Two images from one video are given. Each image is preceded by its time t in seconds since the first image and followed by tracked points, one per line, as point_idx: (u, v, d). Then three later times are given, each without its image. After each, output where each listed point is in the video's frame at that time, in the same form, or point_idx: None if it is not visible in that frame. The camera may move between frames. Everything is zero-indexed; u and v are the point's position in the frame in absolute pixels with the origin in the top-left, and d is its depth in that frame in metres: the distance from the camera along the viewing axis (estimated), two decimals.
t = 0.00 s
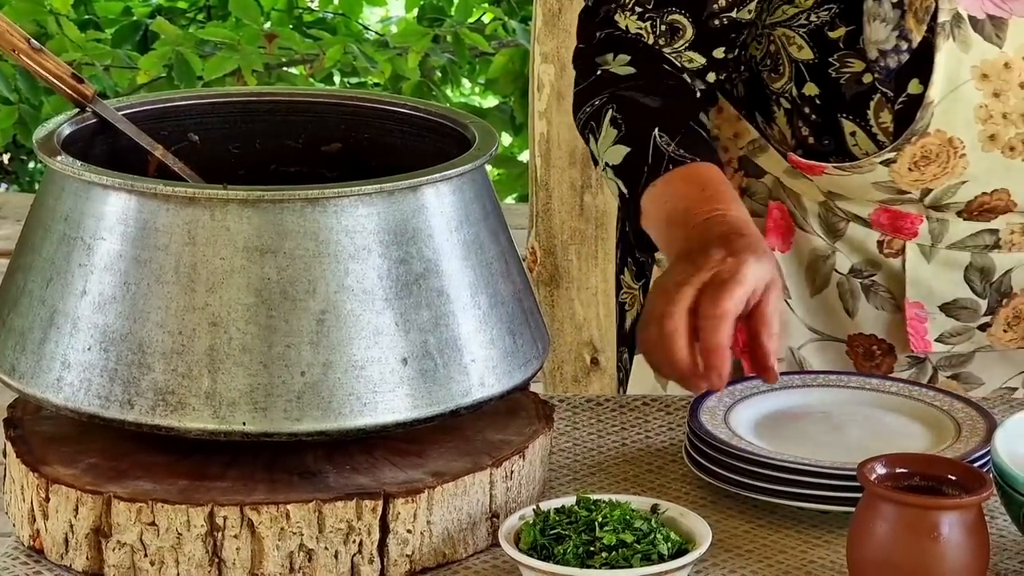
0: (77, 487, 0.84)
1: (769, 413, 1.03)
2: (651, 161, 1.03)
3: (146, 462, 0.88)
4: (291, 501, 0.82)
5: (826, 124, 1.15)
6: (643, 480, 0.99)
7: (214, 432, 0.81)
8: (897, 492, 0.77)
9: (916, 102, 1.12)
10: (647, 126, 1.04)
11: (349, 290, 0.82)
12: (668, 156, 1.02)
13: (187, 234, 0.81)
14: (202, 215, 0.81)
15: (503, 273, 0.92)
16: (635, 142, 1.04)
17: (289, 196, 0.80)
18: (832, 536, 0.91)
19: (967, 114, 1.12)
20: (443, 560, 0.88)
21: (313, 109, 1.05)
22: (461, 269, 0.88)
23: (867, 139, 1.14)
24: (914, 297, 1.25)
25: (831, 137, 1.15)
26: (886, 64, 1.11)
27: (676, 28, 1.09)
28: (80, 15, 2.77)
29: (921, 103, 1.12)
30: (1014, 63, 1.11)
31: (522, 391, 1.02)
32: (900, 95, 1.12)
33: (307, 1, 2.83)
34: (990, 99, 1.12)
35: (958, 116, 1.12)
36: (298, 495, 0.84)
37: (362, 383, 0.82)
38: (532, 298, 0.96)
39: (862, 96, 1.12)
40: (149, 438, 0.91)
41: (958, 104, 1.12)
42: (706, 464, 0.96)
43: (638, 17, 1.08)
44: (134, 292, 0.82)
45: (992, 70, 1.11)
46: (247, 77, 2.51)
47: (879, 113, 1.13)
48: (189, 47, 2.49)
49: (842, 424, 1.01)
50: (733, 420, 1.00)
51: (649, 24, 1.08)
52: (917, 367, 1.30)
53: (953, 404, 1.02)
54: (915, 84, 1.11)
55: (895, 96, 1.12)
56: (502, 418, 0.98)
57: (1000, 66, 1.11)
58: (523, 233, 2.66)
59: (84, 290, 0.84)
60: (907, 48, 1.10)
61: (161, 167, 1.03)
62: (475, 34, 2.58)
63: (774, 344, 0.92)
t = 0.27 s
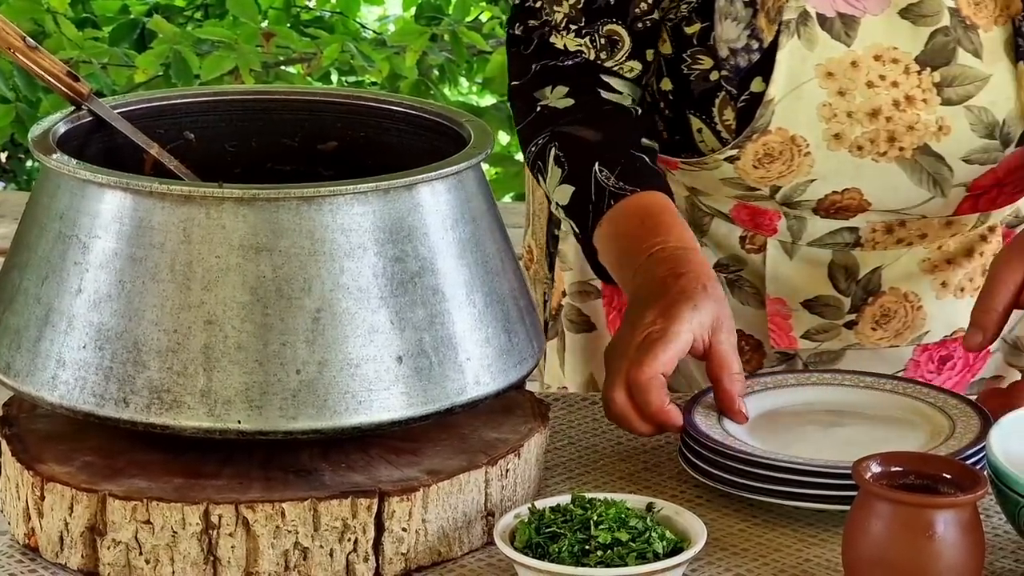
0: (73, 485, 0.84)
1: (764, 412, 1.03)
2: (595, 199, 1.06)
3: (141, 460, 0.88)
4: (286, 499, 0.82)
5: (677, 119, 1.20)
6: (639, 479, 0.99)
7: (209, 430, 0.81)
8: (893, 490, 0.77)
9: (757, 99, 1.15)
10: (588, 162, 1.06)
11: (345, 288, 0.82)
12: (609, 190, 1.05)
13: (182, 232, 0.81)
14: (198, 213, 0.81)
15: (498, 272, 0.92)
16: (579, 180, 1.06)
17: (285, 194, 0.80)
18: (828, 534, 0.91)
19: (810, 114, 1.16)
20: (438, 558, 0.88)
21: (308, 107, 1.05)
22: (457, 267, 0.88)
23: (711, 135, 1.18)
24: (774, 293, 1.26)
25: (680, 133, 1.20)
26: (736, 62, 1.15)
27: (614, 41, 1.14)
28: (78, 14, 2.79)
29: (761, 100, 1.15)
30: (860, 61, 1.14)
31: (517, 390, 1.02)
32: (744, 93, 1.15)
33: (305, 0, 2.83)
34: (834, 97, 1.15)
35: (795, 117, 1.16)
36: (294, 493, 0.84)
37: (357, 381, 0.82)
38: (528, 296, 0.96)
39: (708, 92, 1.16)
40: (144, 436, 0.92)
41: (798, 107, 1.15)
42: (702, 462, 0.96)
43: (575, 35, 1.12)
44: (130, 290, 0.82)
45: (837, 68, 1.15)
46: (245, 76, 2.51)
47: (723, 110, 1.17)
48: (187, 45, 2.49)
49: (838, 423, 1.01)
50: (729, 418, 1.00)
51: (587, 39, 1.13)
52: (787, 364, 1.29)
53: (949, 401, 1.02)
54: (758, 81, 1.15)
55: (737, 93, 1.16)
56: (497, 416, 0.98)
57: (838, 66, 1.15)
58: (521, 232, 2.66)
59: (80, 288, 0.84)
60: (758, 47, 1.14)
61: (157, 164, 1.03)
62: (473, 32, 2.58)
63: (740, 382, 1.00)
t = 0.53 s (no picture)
0: (68, 482, 0.84)
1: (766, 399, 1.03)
2: (534, 201, 1.14)
3: (136, 458, 0.88)
4: (282, 496, 0.82)
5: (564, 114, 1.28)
6: (635, 477, 0.99)
7: (205, 427, 0.81)
8: (888, 488, 0.77)
9: (639, 92, 1.24)
10: (522, 165, 1.15)
11: (341, 286, 0.82)
12: (546, 190, 1.13)
13: (177, 229, 0.81)
14: (194, 211, 0.81)
15: (495, 270, 0.92)
16: (516, 185, 1.15)
17: (280, 192, 0.80)
18: (824, 532, 0.92)
19: (694, 102, 1.24)
20: (434, 556, 0.88)
21: (304, 105, 1.05)
22: (453, 265, 0.88)
23: (596, 129, 1.27)
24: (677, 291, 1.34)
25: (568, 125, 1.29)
26: (616, 53, 1.23)
27: (523, 40, 1.21)
28: (76, 12, 2.78)
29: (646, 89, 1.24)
30: (741, 50, 1.23)
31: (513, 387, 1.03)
32: (626, 85, 1.24)
33: None
34: (718, 87, 1.24)
35: (681, 103, 1.24)
36: (290, 491, 0.84)
37: (353, 379, 0.82)
38: (524, 294, 0.96)
39: (591, 84, 1.25)
40: (140, 433, 0.92)
41: (684, 92, 1.24)
42: (698, 459, 0.96)
43: (484, 38, 1.19)
44: (125, 287, 0.82)
45: (718, 57, 1.23)
46: (243, 74, 2.50)
47: (605, 103, 1.25)
48: (184, 43, 2.49)
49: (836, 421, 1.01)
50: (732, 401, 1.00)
51: (497, 41, 1.20)
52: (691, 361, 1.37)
53: (948, 401, 1.02)
54: (639, 75, 1.24)
55: (619, 86, 1.25)
56: (493, 414, 0.99)
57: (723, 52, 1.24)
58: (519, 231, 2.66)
59: (75, 285, 0.84)
60: (638, 37, 1.23)
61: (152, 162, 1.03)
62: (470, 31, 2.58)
63: (723, 364, 1.00)
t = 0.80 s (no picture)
0: (67, 482, 0.84)
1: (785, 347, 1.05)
2: (530, 184, 1.16)
3: (135, 456, 0.88)
4: (281, 495, 0.82)
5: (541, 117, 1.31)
6: (633, 475, 0.99)
7: (204, 427, 0.81)
8: (886, 487, 0.77)
9: (620, 97, 1.27)
10: (511, 150, 1.17)
11: (339, 284, 0.82)
12: (540, 173, 1.15)
13: (176, 228, 0.81)
14: (193, 210, 0.81)
15: (494, 269, 0.92)
16: (506, 172, 1.17)
17: (278, 191, 0.80)
18: (822, 531, 0.92)
19: (677, 108, 1.28)
20: (432, 555, 0.88)
21: (303, 104, 1.05)
22: (452, 264, 0.88)
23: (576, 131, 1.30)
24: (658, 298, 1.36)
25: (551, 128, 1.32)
26: (590, 57, 1.26)
27: (497, 45, 1.24)
28: (74, 10, 2.77)
29: (625, 95, 1.27)
30: (723, 57, 1.26)
31: (512, 386, 1.03)
32: (606, 90, 1.27)
33: None
34: (699, 92, 1.27)
35: (661, 108, 1.27)
36: (288, 489, 0.84)
37: (351, 378, 0.82)
38: (523, 292, 0.96)
39: (571, 88, 1.27)
40: (139, 432, 0.92)
41: (665, 97, 1.27)
42: (695, 458, 0.96)
43: (458, 44, 1.22)
44: (124, 286, 0.82)
45: (701, 63, 1.26)
46: (242, 73, 2.50)
47: (586, 108, 1.28)
48: (184, 42, 2.49)
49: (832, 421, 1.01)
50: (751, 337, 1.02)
51: (470, 47, 1.22)
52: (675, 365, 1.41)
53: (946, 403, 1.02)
54: (618, 80, 1.27)
55: (600, 90, 1.27)
56: (492, 413, 0.99)
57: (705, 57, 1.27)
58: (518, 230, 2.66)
59: (74, 284, 0.84)
60: (612, 42, 1.26)
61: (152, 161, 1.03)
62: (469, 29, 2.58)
63: (750, 301, 1.01)
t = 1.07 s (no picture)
0: (66, 481, 0.84)
1: (758, 415, 1.03)
2: (510, 85, 1.15)
3: (134, 456, 0.88)
4: (280, 495, 0.83)
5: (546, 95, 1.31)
6: (633, 476, 0.99)
7: (204, 426, 0.81)
8: (886, 487, 0.77)
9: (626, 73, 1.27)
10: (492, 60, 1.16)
11: (339, 284, 0.82)
12: (520, 72, 1.15)
13: (176, 228, 0.81)
14: (193, 209, 0.81)
15: (495, 270, 0.92)
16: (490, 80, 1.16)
17: (278, 191, 0.80)
18: (821, 531, 0.92)
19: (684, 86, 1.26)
20: (431, 554, 0.88)
21: (303, 103, 1.05)
22: (452, 264, 0.88)
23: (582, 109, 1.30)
24: (654, 276, 1.35)
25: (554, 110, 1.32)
26: (599, 34, 1.25)
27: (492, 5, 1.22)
28: (74, 9, 2.77)
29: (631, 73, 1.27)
30: (733, 40, 1.25)
31: (512, 386, 1.03)
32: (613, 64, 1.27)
33: None
34: (707, 73, 1.26)
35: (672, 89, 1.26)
36: (287, 489, 0.84)
37: (351, 377, 0.82)
38: (523, 292, 0.96)
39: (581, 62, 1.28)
40: (138, 432, 0.92)
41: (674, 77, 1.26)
42: (694, 459, 0.96)
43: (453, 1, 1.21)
44: (124, 286, 0.82)
45: (710, 45, 1.26)
46: (242, 72, 2.50)
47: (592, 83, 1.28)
48: (183, 41, 2.49)
49: (830, 428, 1.01)
50: (721, 424, 1.01)
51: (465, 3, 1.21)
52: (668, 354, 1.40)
53: (942, 412, 1.02)
54: (627, 55, 1.27)
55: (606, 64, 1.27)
56: (491, 413, 0.99)
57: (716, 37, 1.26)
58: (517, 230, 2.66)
59: (74, 283, 0.84)
60: (621, 19, 1.25)
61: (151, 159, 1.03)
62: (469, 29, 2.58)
63: (743, 125, 1.04)
